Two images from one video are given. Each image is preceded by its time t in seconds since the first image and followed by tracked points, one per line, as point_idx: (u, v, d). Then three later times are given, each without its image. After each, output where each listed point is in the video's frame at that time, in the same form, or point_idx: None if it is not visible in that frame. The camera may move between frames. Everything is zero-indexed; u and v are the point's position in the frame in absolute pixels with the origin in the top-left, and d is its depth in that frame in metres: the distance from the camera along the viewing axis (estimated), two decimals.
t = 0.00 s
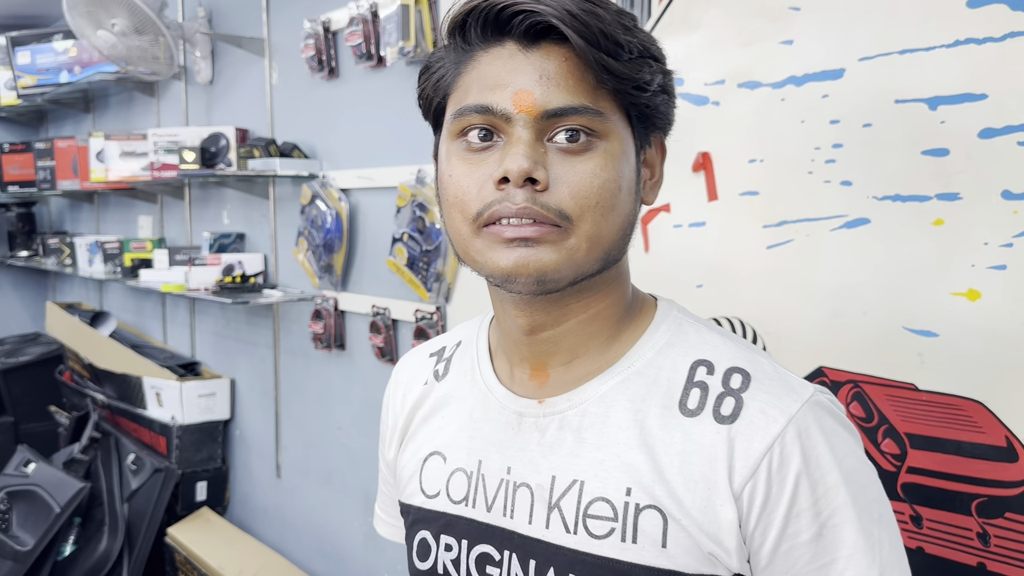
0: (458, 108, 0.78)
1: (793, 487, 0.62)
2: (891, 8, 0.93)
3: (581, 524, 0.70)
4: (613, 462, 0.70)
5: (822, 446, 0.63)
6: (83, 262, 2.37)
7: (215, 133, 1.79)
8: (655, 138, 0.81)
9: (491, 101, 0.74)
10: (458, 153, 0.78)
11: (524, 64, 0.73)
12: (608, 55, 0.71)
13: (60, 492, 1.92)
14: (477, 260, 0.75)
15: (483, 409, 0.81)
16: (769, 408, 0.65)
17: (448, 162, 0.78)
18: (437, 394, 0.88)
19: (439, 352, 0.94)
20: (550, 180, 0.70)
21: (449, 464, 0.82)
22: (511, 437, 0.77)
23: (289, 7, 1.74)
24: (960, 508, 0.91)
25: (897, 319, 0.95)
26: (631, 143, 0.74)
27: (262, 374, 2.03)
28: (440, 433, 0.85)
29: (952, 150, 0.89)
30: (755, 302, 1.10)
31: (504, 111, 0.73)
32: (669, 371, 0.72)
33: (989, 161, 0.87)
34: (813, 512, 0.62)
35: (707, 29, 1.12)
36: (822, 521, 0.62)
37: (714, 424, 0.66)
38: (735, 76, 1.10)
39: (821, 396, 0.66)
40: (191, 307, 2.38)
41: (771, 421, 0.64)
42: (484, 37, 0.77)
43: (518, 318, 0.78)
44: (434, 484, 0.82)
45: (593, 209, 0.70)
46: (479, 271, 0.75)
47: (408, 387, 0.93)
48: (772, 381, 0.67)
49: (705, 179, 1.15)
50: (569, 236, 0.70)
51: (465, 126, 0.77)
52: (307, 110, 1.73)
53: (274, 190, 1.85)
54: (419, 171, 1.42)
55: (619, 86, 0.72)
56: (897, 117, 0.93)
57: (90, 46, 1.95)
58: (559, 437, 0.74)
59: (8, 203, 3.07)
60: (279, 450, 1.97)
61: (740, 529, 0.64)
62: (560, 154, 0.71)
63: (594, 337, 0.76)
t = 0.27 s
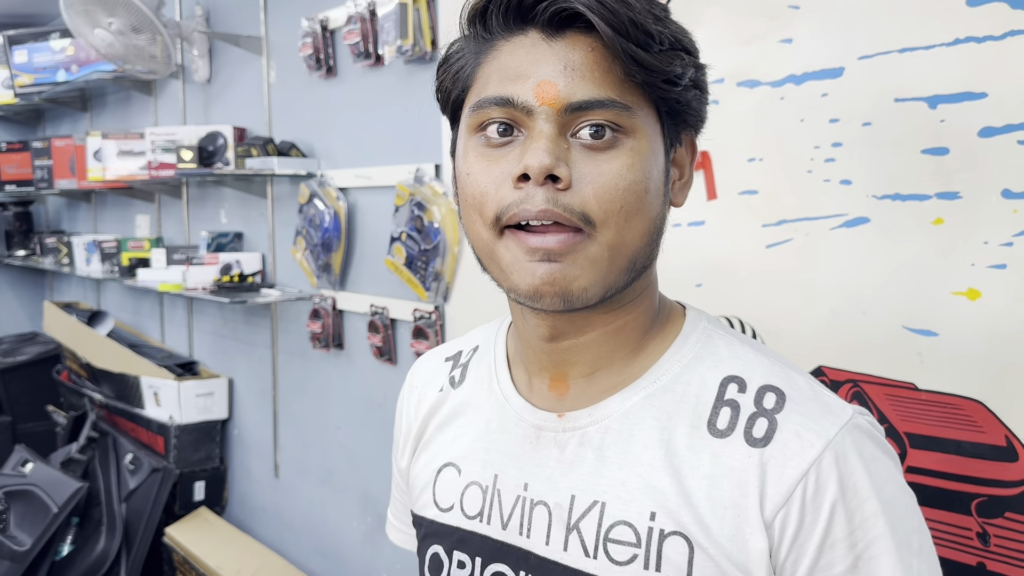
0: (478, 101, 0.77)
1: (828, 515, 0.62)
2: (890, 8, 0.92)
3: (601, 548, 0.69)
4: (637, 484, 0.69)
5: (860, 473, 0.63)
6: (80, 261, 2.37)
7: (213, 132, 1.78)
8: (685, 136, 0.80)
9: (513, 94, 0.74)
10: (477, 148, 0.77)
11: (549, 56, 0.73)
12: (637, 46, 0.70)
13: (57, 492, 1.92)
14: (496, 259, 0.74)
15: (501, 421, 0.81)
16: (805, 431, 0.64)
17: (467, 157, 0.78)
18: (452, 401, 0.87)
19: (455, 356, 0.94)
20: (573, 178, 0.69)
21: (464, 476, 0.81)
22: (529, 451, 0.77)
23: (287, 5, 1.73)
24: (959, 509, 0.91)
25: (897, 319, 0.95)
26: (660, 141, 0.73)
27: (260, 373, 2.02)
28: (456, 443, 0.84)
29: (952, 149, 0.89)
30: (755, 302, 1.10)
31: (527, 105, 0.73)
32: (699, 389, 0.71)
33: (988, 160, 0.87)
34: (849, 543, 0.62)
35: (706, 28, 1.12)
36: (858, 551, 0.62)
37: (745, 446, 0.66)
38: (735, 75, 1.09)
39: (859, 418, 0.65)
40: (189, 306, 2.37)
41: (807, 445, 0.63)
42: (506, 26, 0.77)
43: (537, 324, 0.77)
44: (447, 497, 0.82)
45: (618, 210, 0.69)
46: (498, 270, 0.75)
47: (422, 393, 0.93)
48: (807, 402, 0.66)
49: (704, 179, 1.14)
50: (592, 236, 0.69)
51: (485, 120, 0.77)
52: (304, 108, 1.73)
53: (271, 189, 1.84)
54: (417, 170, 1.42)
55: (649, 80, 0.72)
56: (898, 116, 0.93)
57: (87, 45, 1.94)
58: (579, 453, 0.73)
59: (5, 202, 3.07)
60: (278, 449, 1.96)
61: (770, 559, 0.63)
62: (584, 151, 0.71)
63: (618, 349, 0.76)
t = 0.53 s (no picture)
0: (486, 95, 0.77)
1: (846, 519, 0.62)
2: (889, 7, 0.92)
3: (613, 554, 0.69)
4: (648, 489, 0.69)
5: (878, 477, 0.63)
6: (79, 261, 2.36)
7: (211, 132, 1.78)
8: (696, 131, 0.80)
9: (522, 87, 0.74)
10: (484, 143, 0.77)
11: (561, 49, 0.73)
12: (651, 39, 0.70)
13: (55, 492, 1.92)
14: (503, 255, 0.74)
15: (506, 423, 0.80)
16: (822, 434, 0.64)
17: (474, 152, 0.77)
18: (454, 403, 0.87)
19: (454, 357, 0.94)
20: (584, 174, 0.69)
21: (466, 479, 0.81)
22: (536, 455, 0.76)
23: (286, 5, 1.73)
24: (957, 506, 0.91)
25: (896, 318, 0.95)
26: (671, 136, 0.73)
27: (259, 373, 2.02)
28: (456, 445, 0.84)
29: (950, 148, 0.89)
30: (754, 303, 1.10)
31: (536, 99, 0.73)
32: (712, 391, 0.71)
33: (987, 159, 0.86)
34: (867, 547, 0.62)
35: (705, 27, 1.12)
36: (876, 555, 0.62)
37: (761, 449, 0.66)
38: (734, 74, 1.09)
39: (876, 421, 0.66)
40: (187, 306, 2.37)
41: (825, 449, 0.64)
42: (516, 18, 0.77)
43: (544, 323, 0.77)
44: (449, 501, 0.82)
45: (629, 206, 0.69)
46: (504, 266, 0.74)
47: (422, 393, 0.93)
48: (824, 405, 0.67)
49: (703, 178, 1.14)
50: (602, 232, 0.68)
51: (492, 114, 0.77)
52: (303, 108, 1.73)
53: (269, 189, 1.84)
54: (415, 170, 1.42)
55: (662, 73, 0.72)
56: (897, 115, 0.93)
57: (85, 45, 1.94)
58: (588, 457, 0.73)
59: (4, 202, 3.07)
60: (276, 450, 1.96)
61: (786, 562, 0.64)
62: (596, 146, 0.71)
63: (628, 349, 0.75)
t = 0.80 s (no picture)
0: (473, 102, 0.77)
1: (846, 523, 0.62)
2: (887, 11, 0.92)
3: (615, 562, 0.69)
4: (650, 496, 0.69)
5: (877, 479, 0.63)
6: (79, 263, 2.37)
7: (212, 134, 1.79)
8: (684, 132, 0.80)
9: (509, 93, 0.74)
10: (473, 151, 0.77)
11: (546, 53, 0.73)
12: (637, 41, 0.70)
13: (56, 494, 1.92)
14: (495, 265, 0.73)
15: (503, 433, 0.80)
16: (820, 438, 0.65)
17: (463, 160, 0.77)
18: (449, 411, 0.87)
19: (448, 364, 0.93)
20: (575, 179, 0.69)
21: (464, 490, 0.81)
22: (535, 464, 0.76)
23: (287, 8, 1.73)
24: (958, 510, 0.91)
25: (895, 322, 0.95)
26: (660, 138, 0.74)
27: (259, 375, 2.02)
28: (453, 455, 0.84)
29: (950, 152, 0.89)
30: (753, 306, 1.10)
31: (524, 104, 0.73)
32: (711, 396, 0.71)
33: (986, 162, 0.86)
34: (866, 550, 0.62)
35: (704, 30, 1.12)
36: (876, 558, 0.62)
37: (760, 453, 0.66)
38: (733, 77, 1.09)
39: (873, 423, 0.66)
40: (188, 308, 2.38)
41: (824, 452, 0.64)
42: (499, 22, 0.77)
43: (539, 333, 0.77)
44: (447, 511, 0.82)
45: (620, 210, 0.69)
46: (496, 278, 0.74)
47: (417, 402, 0.92)
48: (821, 408, 0.67)
49: (703, 181, 1.14)
50: (594, 238, 0.68)
51: (480, 122, 0.77)
52: (304, 111, 1.73)
53: (270, 192, 1.84)
54: (416, 172, 1.41)
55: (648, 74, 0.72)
56: (896, 118, 0.93)
57: (86, 47, 1.95)
58: (587, 465, 0.73)
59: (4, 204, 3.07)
60: (276, 452, 1.96)
61: (788, 566, 0.64)
62: (586, 151, 0.71)
63: (623, 356, 0.76)
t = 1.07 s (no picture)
0: (467, 102, 0.77)
1: (838, 517, 0.62)
2: (890, 15, 0.93)
3: (612, 560, 0.69)
4: (646, 493, 0.69)
5: (868, 474, 0.64)
6: (82, 266, 2.37)
7: (215, 137, 1.79)
8: (672, 137, 0.81)
9: (503, 90, 0.74)
10: (467, 148, 0.77)
11: (539, 53, 0.74)
12: (627, 42, 0.72)
13: (59, 496, 1.92)
14: (490, 258, 0.73)
15: (501, 434, 0.80)
16: (812, 435, 0.65)
17: (458, 158, 0.77)
18: (447, 414, 0.86)
19: (445, 368, 0.93)
20: (568, 170, 0.69)
21: (463, 492, 0.80)
22: (532, 464, 0.76)
23: (290, 12, 1.74)
24: (961, 514, 0.91)
25: (898, 325, 0.95)
26: (650, 137, 0.74)
27: (262, 378, 2.03)
28: (452, 458, 0.83)
29: (952, 155, 0.89)
30: (756, 309, 1.10)
31: (518, 101, 0.73)
32: (703, 396, 0.71)
33: (990, 166, 0.87)
34: (858, 544, 0.63)
35: (707, 34, 1.12)
36: (868, 552, 0.63)
37: (754, 451, 0.66)
38: (737, 81, 1.09)
39: (864, 420, 0.67)
40: (191, 311, 2.38)
41: (815, 449, 0.64)
42: (495, 26, 0.77)
43: (535, 333, 0.77)
44: (446, 513, 0.81)
45: (613, 201, 0.69)
46: (491, 270, 0.73)
47: (414, 406, 0.92)
48: (813, 406, 0.67)
49: (706, 184, 1.15)
50: (588, 228, 0.68)
51: (474, 120, 0.77)
52: (307, 114, 1.73)
53: (274, 195, 1.85)
54: (419, 176, 1.42)
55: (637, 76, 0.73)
56: (899, 122, 0.93)
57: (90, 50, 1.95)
58: (584, 465, 0.73)
59: (8, 207, 3.07)
60: (279, 455, 1.96)
61: (781, 561, 0.64)
62: (578, 145, 0.71)
63: (618, 354, 0.76)
